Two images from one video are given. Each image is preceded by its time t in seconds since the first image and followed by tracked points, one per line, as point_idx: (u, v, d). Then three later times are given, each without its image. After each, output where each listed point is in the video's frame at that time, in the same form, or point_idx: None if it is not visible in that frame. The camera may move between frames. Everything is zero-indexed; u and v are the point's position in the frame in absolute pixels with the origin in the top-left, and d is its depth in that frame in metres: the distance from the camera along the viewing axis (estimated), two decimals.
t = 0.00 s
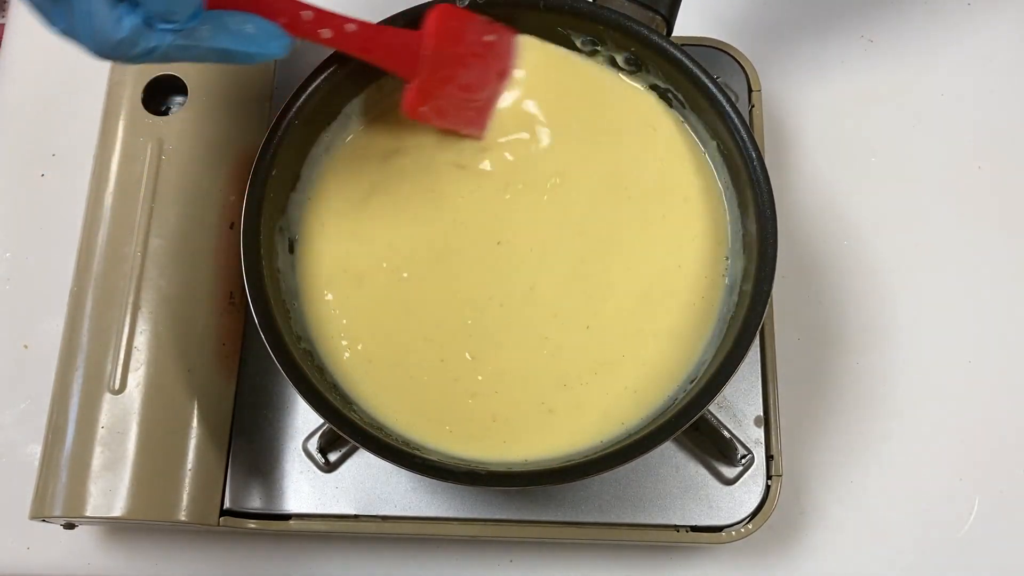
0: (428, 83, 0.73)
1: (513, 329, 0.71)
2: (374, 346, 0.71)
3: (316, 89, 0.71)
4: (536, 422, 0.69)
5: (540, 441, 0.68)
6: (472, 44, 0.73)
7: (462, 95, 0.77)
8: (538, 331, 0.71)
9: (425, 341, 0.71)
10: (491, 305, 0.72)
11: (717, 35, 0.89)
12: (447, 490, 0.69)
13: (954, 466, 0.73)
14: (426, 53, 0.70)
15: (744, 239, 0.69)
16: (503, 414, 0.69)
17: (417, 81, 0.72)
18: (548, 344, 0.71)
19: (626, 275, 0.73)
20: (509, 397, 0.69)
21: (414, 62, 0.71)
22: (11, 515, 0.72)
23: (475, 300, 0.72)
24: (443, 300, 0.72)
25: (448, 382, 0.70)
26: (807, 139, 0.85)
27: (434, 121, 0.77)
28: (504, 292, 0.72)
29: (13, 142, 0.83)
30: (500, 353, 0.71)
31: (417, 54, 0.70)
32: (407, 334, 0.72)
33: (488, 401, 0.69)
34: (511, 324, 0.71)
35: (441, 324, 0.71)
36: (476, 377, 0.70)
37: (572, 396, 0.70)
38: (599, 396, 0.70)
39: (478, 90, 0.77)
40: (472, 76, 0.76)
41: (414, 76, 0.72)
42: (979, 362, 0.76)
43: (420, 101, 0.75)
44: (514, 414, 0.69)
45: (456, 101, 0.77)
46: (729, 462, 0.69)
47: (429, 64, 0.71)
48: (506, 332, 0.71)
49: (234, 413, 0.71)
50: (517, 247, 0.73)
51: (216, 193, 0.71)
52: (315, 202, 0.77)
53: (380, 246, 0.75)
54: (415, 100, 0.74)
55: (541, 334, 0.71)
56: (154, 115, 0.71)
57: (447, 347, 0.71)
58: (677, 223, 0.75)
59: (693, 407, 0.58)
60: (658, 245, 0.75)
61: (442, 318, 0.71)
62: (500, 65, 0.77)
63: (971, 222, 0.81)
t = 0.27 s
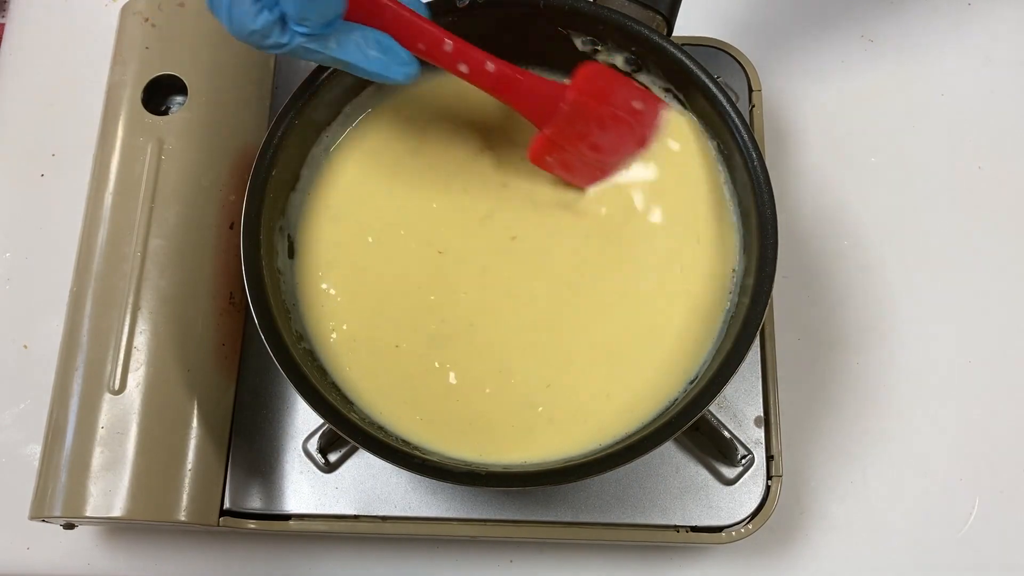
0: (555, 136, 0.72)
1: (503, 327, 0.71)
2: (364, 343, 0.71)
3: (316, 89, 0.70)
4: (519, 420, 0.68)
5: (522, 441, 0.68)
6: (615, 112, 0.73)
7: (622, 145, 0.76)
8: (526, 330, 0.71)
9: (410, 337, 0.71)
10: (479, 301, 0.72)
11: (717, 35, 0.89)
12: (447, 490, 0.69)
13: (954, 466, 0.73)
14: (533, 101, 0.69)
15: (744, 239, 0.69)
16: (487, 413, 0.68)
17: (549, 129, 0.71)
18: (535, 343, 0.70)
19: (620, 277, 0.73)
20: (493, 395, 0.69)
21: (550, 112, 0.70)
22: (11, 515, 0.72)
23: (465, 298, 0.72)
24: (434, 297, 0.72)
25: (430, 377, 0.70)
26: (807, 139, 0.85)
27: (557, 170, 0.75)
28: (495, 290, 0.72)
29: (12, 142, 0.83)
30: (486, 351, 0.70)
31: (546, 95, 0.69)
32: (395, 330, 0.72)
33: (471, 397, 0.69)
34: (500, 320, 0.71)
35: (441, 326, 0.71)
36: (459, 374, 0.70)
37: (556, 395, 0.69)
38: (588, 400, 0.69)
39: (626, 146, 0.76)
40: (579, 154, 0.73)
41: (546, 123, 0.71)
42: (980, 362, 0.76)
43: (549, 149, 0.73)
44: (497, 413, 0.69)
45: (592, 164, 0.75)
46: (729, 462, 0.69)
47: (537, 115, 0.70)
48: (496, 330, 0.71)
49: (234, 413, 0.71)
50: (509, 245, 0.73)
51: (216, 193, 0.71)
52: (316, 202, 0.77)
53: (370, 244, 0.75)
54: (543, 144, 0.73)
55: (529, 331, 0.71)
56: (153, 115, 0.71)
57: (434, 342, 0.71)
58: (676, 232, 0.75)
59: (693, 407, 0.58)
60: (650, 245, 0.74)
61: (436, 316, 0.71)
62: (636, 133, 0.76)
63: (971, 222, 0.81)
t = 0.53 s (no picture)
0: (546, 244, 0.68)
1: (481, 322, 0.72)
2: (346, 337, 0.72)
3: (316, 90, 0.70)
4: (482, 412, 0.69)
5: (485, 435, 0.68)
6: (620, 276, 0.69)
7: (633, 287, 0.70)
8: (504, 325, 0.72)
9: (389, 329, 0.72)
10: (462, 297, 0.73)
11: (717, 35, 0.89)
12: (447, 489, 0.69)
13: (954, 466, 0.73)
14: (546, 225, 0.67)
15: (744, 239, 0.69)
16: (457, 407, 0.69)
17: (541, 236, 0.67)
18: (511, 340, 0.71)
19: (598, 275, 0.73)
20: (464, 387, 0.70)
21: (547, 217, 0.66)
22: (11, 515, 0.72)
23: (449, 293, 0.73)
24: (425, 296, 0.73)
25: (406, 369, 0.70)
26: (807, 139, 0.85)
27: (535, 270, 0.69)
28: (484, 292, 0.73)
29: (12, 142, 0.83)
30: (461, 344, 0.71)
31: (524, 191, 0.65)
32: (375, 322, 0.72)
33: (442, 385, 0.70)
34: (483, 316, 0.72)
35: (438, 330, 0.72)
36: (431, 367, 0.70)
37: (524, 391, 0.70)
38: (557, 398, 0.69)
39: (643, 293, 0.71)
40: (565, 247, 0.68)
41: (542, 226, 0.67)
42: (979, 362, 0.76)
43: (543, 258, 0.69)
44: (464, 405, 0.69)
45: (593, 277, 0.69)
46: (729, 462, 0.69)
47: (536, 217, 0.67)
48: (476, 324, 0.72)
49: (234, 414, 0.71)
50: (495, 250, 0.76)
51: (216, 193, 0.71)
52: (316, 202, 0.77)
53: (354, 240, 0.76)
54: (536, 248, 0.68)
55: (509, 328, 0.72)
56: (153, 115, 0.71)
57: (425, 340, 0.72)
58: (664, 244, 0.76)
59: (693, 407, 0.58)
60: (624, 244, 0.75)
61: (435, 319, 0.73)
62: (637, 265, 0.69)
63: (970, 222, 0.81)
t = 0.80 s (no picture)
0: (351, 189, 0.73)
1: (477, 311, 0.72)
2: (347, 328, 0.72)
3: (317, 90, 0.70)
4: (477, 402, 0.69)
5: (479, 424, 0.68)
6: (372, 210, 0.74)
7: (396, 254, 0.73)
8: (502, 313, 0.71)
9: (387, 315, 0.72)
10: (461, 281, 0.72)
11: (717, 35, 0.89)
12: (446, 489, 0.69)
13: (954, 466, 0.73)
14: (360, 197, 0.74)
15: (744, 238, 0.69)
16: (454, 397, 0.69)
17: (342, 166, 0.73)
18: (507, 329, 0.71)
19: (596, 267, 0.73)
20: (459, 374, 0.70)
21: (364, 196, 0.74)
22: (11, 515, 0.72)
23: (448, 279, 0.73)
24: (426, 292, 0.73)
25: (404, 357, 0.71)
26: (807, 139, 0.85)
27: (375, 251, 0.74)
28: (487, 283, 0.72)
29: (12, 142, 0.83)
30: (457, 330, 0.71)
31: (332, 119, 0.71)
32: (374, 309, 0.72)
33: (437, 371, 0.70)
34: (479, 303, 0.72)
35: (439, 326, 0.71)
36: (427, 355, 0.71)
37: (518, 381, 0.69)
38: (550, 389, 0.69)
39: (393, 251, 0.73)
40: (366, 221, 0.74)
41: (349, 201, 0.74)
42: (979, 362, 0.76)
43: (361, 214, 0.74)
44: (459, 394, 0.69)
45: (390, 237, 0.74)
46: (729, 462, 0.69)
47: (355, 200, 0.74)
48: (474, 311, 0.71)
49: (234, 413, 0.71)
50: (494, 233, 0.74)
51: (216, 193, 0.71)
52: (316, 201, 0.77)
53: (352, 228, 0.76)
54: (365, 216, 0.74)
55: (511, 322, 0.71)
56: (154, 115, 0.71)
57: (426, 335, 0.71)
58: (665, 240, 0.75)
59: (694, 407, 0.58)
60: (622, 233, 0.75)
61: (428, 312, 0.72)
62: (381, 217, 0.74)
63: (970, 222, 0.81)
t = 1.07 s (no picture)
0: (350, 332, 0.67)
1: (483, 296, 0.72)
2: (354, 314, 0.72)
3: (317, 90, 0.70)
4: (478, 390, 0.69)
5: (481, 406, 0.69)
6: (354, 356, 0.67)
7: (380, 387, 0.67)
8: (506, 301, 0.72)
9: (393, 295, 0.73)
10: (468, 264, 0.74)
11: (717, 35, 0.89)
12: (447, 489, 0.69)
13: (954, 466, 0.73)
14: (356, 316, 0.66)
15: (744, 238, 0.69)
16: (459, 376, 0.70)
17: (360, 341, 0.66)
18: (511, 317, 0.71)
19: (598, 266, 0.73)
20: (461, 373, 0.70)
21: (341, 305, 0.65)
22: (11, 515, 0.72)
23: (454, 269, 0.73)
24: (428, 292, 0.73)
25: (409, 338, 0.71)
26: (807, 139, 0.85)
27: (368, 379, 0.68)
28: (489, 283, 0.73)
29: (12, 142, 0.83)
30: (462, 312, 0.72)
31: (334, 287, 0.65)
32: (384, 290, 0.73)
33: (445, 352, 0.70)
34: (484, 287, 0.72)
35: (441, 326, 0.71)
36: (430, 344, 0.71)
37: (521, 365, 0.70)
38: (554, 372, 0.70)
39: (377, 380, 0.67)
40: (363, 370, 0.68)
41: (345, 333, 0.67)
42: (979, 362, 0.76)
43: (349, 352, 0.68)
44: (462, 382, 0.70)
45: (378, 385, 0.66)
46: (729, 462, 0.69)
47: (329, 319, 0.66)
48: (476, 309, 0.72)
49: (234, 413, 0.71)
50: (496, 229, 0.75)
51: (216, 193, 0.71)
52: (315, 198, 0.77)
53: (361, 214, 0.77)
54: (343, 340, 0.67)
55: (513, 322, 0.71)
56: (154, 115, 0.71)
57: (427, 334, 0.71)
58: (668, 239, 0.75)
59: (693, 407, 0.58)
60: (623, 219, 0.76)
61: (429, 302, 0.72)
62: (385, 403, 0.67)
63: (970, 222, 0.81)
